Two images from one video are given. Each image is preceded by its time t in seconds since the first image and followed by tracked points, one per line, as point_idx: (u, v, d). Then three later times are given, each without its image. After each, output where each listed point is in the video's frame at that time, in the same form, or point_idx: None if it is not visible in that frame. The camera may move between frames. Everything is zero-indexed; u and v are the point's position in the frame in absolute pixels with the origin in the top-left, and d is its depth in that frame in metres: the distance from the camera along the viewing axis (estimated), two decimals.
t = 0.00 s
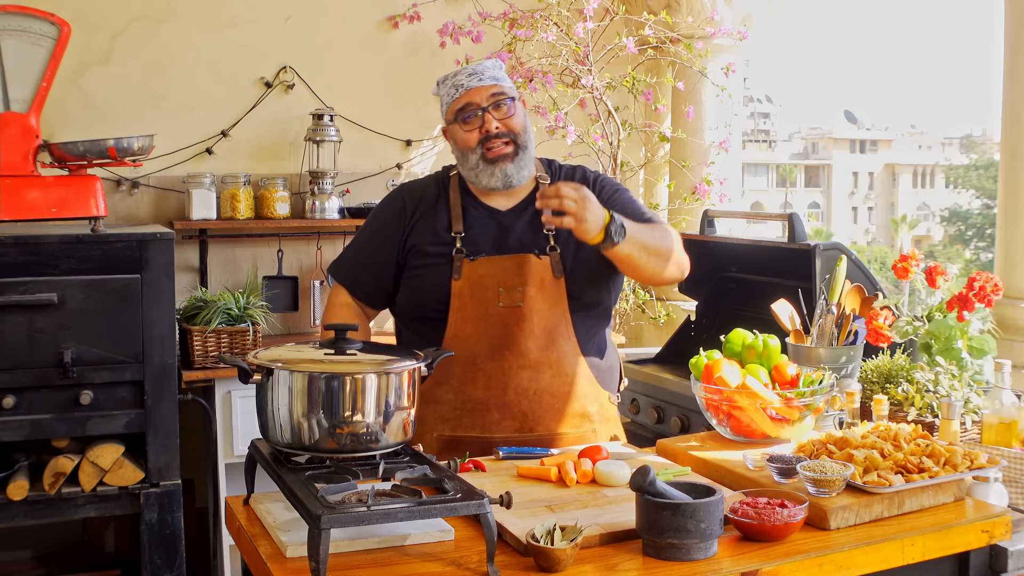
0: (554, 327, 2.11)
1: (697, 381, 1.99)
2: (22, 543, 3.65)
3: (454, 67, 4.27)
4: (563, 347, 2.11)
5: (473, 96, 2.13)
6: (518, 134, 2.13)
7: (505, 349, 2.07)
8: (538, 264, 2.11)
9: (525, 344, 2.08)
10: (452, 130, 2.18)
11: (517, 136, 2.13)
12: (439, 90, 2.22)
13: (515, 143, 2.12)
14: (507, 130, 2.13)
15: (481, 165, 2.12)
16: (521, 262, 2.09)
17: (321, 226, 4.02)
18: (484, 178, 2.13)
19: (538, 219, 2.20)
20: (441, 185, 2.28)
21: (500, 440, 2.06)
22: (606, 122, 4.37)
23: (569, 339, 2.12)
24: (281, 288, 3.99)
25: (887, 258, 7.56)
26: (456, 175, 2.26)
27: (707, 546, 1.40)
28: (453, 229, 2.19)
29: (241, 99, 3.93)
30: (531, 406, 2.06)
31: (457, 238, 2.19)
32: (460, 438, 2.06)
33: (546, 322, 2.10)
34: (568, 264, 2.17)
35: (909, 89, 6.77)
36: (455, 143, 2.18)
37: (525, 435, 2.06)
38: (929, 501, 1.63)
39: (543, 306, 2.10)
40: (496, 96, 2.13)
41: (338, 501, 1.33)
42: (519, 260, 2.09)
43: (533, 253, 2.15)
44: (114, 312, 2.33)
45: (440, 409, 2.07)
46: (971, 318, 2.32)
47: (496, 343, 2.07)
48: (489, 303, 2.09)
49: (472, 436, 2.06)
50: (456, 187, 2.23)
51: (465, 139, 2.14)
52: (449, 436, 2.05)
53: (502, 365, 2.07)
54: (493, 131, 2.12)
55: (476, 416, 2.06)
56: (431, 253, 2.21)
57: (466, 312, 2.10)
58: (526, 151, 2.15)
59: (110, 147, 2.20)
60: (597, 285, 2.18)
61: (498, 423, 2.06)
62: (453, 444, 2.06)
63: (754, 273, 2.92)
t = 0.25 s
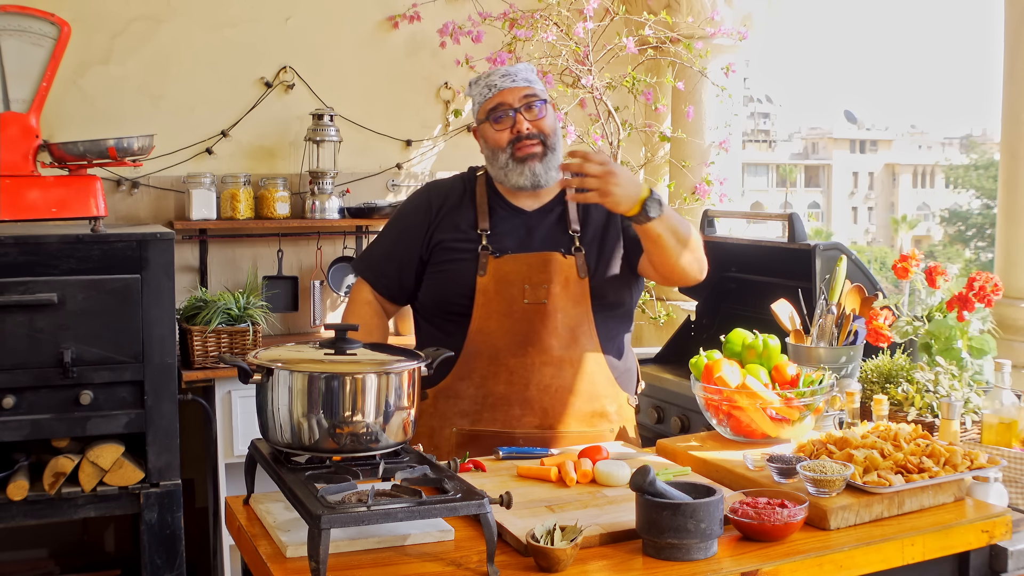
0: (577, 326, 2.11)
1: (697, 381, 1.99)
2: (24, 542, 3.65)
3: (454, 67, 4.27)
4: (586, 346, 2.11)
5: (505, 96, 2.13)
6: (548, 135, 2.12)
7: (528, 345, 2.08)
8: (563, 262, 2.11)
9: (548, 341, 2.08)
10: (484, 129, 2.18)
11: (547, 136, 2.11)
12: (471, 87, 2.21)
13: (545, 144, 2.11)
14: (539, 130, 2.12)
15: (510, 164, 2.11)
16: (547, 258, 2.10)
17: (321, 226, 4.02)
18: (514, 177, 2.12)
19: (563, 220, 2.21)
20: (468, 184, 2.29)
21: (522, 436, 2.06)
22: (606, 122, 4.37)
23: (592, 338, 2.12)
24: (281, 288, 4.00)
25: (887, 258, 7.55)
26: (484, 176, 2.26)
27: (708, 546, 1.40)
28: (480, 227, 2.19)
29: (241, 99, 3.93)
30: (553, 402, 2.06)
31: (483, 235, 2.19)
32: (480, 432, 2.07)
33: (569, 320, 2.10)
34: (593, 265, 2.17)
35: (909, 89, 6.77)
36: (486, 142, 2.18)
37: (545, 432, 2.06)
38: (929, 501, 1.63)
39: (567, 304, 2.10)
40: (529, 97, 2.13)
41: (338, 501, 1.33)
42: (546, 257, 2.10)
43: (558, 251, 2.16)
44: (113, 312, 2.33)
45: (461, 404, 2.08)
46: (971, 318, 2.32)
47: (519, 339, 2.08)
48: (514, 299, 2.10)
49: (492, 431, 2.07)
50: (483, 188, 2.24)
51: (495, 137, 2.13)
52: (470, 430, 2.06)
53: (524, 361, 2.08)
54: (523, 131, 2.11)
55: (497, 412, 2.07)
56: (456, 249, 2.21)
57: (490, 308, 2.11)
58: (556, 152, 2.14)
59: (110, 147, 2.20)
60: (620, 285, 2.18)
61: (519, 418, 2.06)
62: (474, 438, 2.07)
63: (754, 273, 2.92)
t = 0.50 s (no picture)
0: (591, 331, 2.12)
1: (698, 381, 1.99)
2: (25, 542, 3.65)
3: (454, 67, 4.27)
4: (599, 350, 2.12)
5: (521, 104, 2.13)
6: (558, 149, 2.13)
7: (544, 348, 2.08)
8: (582, 266, 2.11)
9: (564, 344, 2.09)
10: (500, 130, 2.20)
11: (556, 150, 2.13)
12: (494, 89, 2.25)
13: (553, 157, 2.13)
14: (548, 143, 2.13)
15: (516, 171, 2.14)
16: (567, 262, 2.10)
17: (321, 226, 4.02)
18: (518, 184, 2.15)
19: (582, 225, 2.21)
20: (488, 183, 2.27)
21: (535, 437, 2.06)
22: (606, 122, 4.37)
23: (606, 342, 2.13)
24: (281, 288, 4.00)
25: (887, 258, 7.55)
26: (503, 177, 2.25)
27: (707, 545, 1.40)
28: (498, 228, 2.18)
29: (241, 99, 3.93)
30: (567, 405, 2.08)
31: (502, 237, 2.18)
32: (493, 433, 2.07)
33: (584, 325, 2.11)
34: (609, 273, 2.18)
35: (909, 88, 6.77)
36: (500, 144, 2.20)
37: (558, 434, 2.06)
38: (929, 501, 1.63)
39: (582, 308, 2.11)
40: (544, 108, 2.13)
41: (338, 501, 1.33)
42: (565, 260, 2.10)
43: (576, 255, 2.15)
44: (113, 312, 2.33)
45: (475, 404, 2.09)
46: (971, 318, 2.32)
47: (536, 341, 2.09)
48: (531, 301, 2.10)
49: (506, 432, 2.07)
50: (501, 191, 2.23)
51: (504, 142, 2.16)
52: (483, 431, 2.07)
53: (540, 363, 2.08)
54: (533, 141, 2.13)
55: (511, 413, 2.07)
56: (475, 249, 2.20)
57: (506, 310, 2.10)
58: (566, 166, 2.14)
59: (110, 147, 2.20)
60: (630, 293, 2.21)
61: (533, 420, 2.07)
62: (487, 439, 2.07)
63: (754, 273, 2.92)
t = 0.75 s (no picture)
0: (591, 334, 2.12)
1: (698, 381, 1.99)
2: (25, 542, 3.65)
3: (454, 67, 4.27)
4: (599, 354, 2.12)
5: (539, 100, 2.13)
6: (571, 149, 2.14)
7: (542, 351, 2.09)
8: (582, 271, 2.11)
9: (563, 347, 2.10)
10: (513, 127, 2.19)
11: (569, 149, 2.13)
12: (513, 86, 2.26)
13: (565, 156, 2.12)
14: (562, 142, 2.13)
15: (527, 166, 2.13)
16: (567, 267, 2.10)
17: (321, 226, 4.02)
18: (527, 180, 2.14)
19: (584, 228, 2.21)
20: (492, 184, 2.27)
21: (532, 441, 2.08)
22: (606, 122, 4.38)
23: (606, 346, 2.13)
24: (281, 288, 4.00)
25: (887, 258, 7.54)
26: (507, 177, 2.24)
27: (707, 546, 1.40)
28: (501, 230, 2.18)
29: (241, 99, 3.94)
30: (564, 409, 2.09)
31: (504, 238, 2.18)
32: (491, 435, 2.09)
33: (584, 328, 2.11)
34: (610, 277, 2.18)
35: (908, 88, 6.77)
36: (512, 140, 2.20)
37: (555, 437, 2.08)
38: (929, 501, 1.63)
39: (582, 312, 2.11)
40: (561, 106, 2.14)
41: (338, 501, 1.33)
42: (565, 265, 2.09)
43: (576, 259, 2.15)
44: (113, 312, 2.33)
45: (473, 406, 2.10)
46: (971, 318, 2.32)
47: (534, 345, 2.10)
48: (530, 305, 2.10)
49: (503, 435, 2.09)
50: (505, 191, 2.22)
51: (518, 138, 2.16)
52: (480, 434, 2.09)
53: (538, 367, 2.10)
54: (547, 138, 2.13)
55: (509, 416, 2.09)
56: (478, 250, 2.19)
57: (506, 313, 2.11)
58: (576, 167, 2.14)
59: (110, 147, 2.20)
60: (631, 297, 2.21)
61: (530, 424, 2.08)
62: (485, 441, 2.09)
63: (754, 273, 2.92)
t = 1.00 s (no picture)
0: (577, 331, 2.11)
1: (698, 381, 1.99)
2: (23, 542, 3.64)
3: (453, 67, 4.27)
4: (585, 352, 2.12)
5: (532, 92, 2.13)
6: (557, 146, 2.12)
7: (528, 350, 2.08)
8: (567, 268, 2.11)
9: (549, 346, 2.09)
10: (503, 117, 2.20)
11: (556, 145, 2.11)
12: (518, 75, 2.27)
13: (550, 152, 2.12)
14: (549, 137, 2.12)
15: (510, 159, 2.14)
16: (552, 264, 2.09)
17: (321, 226, 4.02)
18: (509, 172, 2.15)
19: (571, 225, 2.21)
20: (479, 181, 2.27)
21: (518, 440, 2.07)
22: (606, 122, 4.38)
23: (592, 344, 2.13)
24: (281, 288, 4.00)
25: (887, 258, 7.54)
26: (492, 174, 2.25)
27: (707, 546, 1.40)
28: (487, 228, 2.18)
29: (241, 99, 3.93)
30: (550, 407, 2.08)
31: (489, 237, 2.19)
32: (476, 435, 2.08)
33: (570, 326, 2.10)
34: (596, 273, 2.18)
35: (909, 88, 6.76)
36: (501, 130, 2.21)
37: (552, 438, 2.07)
38: (929, 501, 1.63)
39: (568, 310, 2.10)
40: (553, 101, 2.13)
41: (338, 501, 1.33)
42: (549, 263, 2.09)
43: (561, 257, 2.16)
44: (113, 312, 2.33)
45: (459, 406, 2.08)
46: (971, 318, 2.32)
47: (519, 344, 2.09)
48: (515, 303, 2.09)
49: (489, 434, 2.07)
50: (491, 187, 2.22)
51: (509, 127, 2.17)
52: (466, 433, 2.07)
53: (524, 365, 2.09)
54: (534, 132, 2.13)
55: (494, 415, 2.07)
56: (464, 248, 2.20)
57: (491, 311, 2.10)
58: (560, 164, 2.13)
59: (110, 147, 2.20)
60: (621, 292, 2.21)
61: (516, 422, 2.07)
62: (471, 440, 2.08)
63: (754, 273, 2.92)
